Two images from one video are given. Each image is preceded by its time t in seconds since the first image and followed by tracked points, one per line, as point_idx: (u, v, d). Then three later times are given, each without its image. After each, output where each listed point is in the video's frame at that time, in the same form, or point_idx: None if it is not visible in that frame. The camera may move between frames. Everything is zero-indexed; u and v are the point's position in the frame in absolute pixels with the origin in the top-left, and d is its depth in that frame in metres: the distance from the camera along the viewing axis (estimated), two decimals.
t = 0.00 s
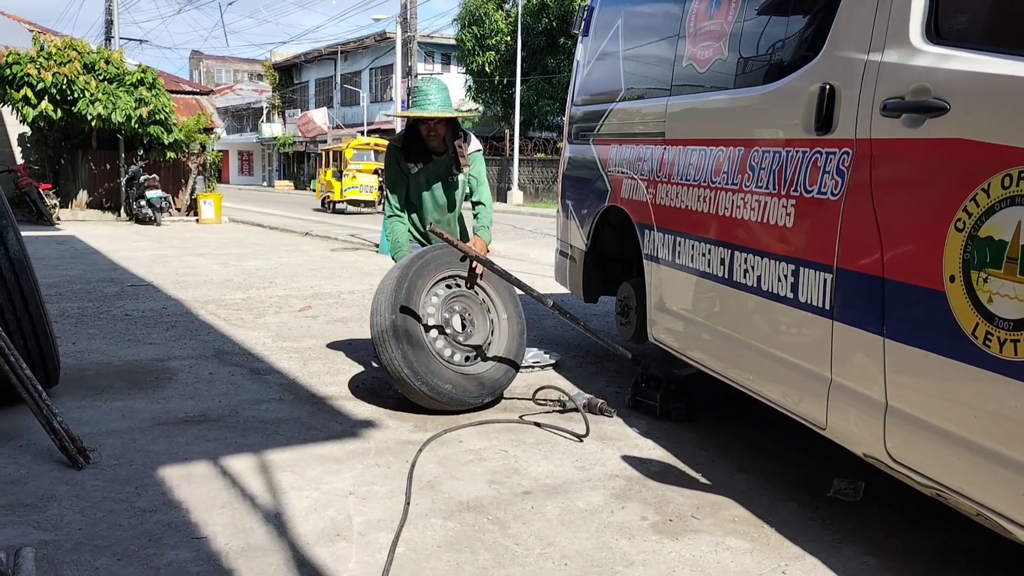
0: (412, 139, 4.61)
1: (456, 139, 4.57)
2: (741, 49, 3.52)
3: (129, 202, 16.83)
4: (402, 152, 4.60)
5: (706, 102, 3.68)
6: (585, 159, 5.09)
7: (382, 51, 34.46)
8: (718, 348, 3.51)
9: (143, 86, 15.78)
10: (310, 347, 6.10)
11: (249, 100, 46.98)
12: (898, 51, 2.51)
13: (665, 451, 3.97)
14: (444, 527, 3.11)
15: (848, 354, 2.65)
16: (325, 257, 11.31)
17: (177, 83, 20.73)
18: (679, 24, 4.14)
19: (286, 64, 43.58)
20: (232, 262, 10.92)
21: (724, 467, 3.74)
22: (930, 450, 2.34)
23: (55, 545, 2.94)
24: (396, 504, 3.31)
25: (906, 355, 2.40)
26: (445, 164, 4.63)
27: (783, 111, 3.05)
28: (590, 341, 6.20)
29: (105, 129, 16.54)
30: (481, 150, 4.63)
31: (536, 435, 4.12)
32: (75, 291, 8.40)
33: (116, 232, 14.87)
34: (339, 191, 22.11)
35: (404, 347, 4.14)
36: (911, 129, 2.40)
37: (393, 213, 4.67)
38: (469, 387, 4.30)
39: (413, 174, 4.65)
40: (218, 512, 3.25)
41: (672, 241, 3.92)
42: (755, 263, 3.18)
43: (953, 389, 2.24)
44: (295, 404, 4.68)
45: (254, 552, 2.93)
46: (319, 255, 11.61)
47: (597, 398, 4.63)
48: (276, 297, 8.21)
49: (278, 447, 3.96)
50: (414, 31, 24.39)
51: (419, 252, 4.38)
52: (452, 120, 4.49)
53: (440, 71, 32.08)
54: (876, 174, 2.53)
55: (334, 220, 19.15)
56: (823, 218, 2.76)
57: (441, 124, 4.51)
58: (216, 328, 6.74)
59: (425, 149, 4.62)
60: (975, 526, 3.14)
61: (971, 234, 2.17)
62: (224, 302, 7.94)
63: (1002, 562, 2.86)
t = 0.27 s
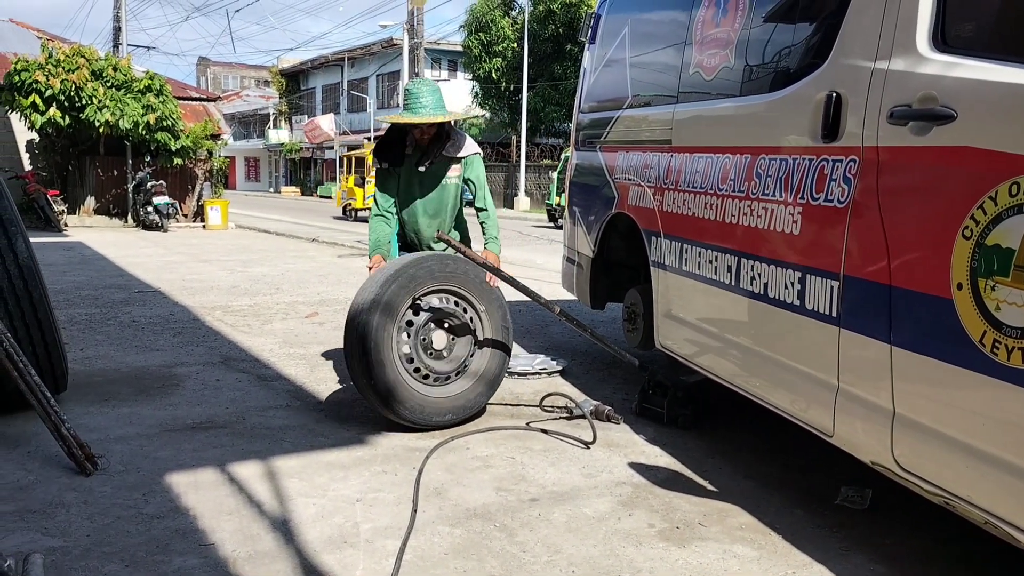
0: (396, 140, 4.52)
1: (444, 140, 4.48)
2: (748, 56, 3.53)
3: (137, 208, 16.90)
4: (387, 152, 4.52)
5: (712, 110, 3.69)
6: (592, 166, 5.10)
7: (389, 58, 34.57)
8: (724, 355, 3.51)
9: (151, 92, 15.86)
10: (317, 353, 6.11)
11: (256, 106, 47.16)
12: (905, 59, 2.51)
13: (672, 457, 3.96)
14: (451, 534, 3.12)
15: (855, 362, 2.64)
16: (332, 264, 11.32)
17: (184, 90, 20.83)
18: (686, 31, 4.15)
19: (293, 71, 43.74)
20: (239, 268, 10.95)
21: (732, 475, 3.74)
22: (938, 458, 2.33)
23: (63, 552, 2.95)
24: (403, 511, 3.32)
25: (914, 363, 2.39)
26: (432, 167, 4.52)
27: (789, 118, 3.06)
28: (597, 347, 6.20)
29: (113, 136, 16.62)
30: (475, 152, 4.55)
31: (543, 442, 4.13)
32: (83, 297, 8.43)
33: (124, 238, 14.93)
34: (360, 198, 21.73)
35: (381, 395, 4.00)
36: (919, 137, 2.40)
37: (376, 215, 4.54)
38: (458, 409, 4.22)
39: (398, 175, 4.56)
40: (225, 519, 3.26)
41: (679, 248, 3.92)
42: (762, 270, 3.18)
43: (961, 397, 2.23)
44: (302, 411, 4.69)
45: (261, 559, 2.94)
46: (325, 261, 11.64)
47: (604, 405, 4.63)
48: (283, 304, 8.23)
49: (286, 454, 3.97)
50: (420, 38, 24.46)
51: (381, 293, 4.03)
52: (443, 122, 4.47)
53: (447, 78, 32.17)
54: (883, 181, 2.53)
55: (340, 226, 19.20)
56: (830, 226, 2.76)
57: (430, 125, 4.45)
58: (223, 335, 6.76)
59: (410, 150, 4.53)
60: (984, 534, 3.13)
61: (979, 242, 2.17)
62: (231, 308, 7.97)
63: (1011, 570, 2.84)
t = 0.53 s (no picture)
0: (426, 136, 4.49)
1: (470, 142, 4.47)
2: (762, 64, 3.54)
3: (153, 214, 17.05)
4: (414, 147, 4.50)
5: (727, 117, 3.70)
6: (605, 172, 5.11)
7: (402, 64, 34.73)
8: (738, 363, 3.51)
9: (167, 99, 16.03)
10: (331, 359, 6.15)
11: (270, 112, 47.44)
12: (919, 67, 2.51)
13: (686, 465, 3.96)
14: (465, 540, 3.13)
15: (870, 371, 2.64)
16: (346, 269, 11.38)
17: (200, 96, 21.01)
18: (700, 38, 4.16)
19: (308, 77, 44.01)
20: (253, 273, 11.02)
21: (745, 482, 3.73)
22: (953, 468, 2.32)
23: (82, 555, 2.99)
24: (417, 516, 3.34)
25: (929, 372, 2.39)
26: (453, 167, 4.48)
27: (804, 126, 3.06)
28: (610, 354, 6.20)
29: (130, 142, 16.78)
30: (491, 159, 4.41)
31: (556, 449, 4.14)
32: (100, 302, 8.51)
33: (140, 243, 15.06)
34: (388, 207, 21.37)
35: (368, 412, 3.82)
36: (933, 146, 2.40)
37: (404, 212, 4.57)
38: (435, 426, 4.15)
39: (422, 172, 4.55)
40: (242, 523, 3.29)
41: (693, 256, 3.93)
42: (776, 278, 3.18)
43: (976, 407, 2.23)
44: (317, 416, 4.72)
45: (277, 563, 2.96)
46: (339, 267, 11.70)
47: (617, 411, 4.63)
48: (297, 309, 8.28)
49: (300, 459, 4.00)
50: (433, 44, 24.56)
51: (393, 301, 3.87)
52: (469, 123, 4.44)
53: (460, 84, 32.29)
54: (897, 190, 2.53)
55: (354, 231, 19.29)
56: (845, 234, 2.77)
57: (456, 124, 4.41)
58: (239, 340, 6.81)
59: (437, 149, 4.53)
60: (1000, 543, 3.11)
61: (993, 251, 2.16)
62: (246, 313, 8.02)
63: None
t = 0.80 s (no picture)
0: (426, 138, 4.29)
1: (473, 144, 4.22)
2: (778, 68, 3.55)
3: (172, 218, 17.21)
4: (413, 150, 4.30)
5: (742, 122, 3.70)
6: (621, 177, 5.13)
7: (419, 69, 34.90)
8: (754, 367, 3.51)
9: (187, 104, 16.21)
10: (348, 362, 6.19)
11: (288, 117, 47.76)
12: (935, 73, 2.52)
13: (701, 469, 3.96)
14: (480, 542, 3.15)
15: (885, 376, 2.64)
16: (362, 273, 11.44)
17: (219, 101, 21.21)
18: (715, 43, 4.17)
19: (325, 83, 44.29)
20: (270, 277, 11.11)
21: (761, 487, 3.73)
22: (969, 473, 2.32)
23: (104, 554, 3.04)
24: (433, 518, 3.36)
25: (944, 377, 2.39)
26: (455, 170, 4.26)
27: (820, 131, 3.07)
28: (625, 358, 6.21)
29: (150, 147, 16.97)
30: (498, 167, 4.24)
31: (571, 452, 4.15)
32: (120, 305, 8.61)
33: (159, 247, 15.21)
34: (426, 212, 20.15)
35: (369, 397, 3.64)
36: (949, 151, 2.40)
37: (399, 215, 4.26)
38: (411, 441, 3.94)
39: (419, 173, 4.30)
40: (260, 524, 3.33)
41: (708, 260, 3.93)
42: (791, 283, 3.18)
43: (992, 413, 2.22)
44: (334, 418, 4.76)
45: (295, 563, 3.00)
46: (355, 271, 11.77)
47: (632, 416, 4.64)
48: (314, 312, 8.34)
49: (318, 461, 4.03)
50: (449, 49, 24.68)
51: (408, 290, 3.84)
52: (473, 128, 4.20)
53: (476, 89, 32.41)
54: (913, 195, 2.53)
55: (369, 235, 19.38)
56: (861, 239, 2.77)
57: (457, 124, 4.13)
58: (256, 343, 6.87)
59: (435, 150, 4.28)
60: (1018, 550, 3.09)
61: (1009, 256, 2.16)
62: (264, 317, 8.09)
63: None
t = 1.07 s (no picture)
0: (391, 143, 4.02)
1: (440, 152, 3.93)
2: (791, 69, 3.55)
3: (189, 220, 17.33)
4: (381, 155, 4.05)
5: (755, 123, 3.70)
6: (634, 178, 5.13)
7: (433, 71, 34.98)
8: (767, 369, 3.50)
9: (203, 107, 16.34)
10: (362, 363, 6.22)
11: (303, 120, 48.00)
12: (947, 73, 2.51)
13: (714, 470, 3.96)
14: (492, 542, 3.16)
15: (899, 378, 2.63)
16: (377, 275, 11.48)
17: (235, 104, 21.36)
18: (728, 43, 4.17)
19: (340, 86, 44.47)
20: (286, 279, 11.17)
21: (774, 488, 3.72)
22: (983, 474, 2.31)
23: (120, 553, 3.07)
24: (446, 519, 3.37)
25: (958, 378, 2.37)
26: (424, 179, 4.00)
27: (832, 131, 3.06)
28: (638, 360, 6.20)
29: (167, 151, 17.11)
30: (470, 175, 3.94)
31: (584, 454, 4.15)
32: (137, 307, 8.69)
33: (175, 250, 15.33)
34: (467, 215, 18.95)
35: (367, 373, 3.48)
36: (961, 151, 2.39)
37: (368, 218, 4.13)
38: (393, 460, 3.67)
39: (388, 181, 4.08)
40: (274, 523, 3.35)
41: (721, 261, 3.93)
42: (804, 283, 3.18)
43: (1005, 414, 2.21)
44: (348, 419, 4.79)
45: (308, 563, 3.02)
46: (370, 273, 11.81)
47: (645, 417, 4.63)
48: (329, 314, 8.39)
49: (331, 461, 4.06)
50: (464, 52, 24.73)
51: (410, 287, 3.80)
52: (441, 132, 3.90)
53: (490, 91, 32.44)
54: (925, 195, 2.52)
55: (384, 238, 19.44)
56: (873, 240, 2.77)
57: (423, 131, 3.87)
58: (272, 345, 6.91)
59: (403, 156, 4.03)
60: None
61: (1021, 256, 2.14)
62: (279, 319, 8.14)
63: None
